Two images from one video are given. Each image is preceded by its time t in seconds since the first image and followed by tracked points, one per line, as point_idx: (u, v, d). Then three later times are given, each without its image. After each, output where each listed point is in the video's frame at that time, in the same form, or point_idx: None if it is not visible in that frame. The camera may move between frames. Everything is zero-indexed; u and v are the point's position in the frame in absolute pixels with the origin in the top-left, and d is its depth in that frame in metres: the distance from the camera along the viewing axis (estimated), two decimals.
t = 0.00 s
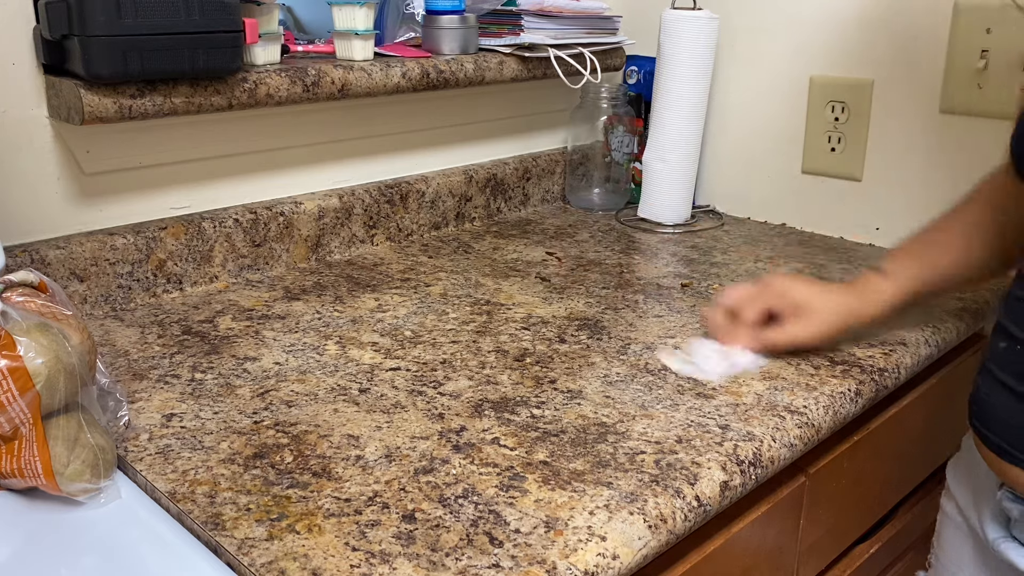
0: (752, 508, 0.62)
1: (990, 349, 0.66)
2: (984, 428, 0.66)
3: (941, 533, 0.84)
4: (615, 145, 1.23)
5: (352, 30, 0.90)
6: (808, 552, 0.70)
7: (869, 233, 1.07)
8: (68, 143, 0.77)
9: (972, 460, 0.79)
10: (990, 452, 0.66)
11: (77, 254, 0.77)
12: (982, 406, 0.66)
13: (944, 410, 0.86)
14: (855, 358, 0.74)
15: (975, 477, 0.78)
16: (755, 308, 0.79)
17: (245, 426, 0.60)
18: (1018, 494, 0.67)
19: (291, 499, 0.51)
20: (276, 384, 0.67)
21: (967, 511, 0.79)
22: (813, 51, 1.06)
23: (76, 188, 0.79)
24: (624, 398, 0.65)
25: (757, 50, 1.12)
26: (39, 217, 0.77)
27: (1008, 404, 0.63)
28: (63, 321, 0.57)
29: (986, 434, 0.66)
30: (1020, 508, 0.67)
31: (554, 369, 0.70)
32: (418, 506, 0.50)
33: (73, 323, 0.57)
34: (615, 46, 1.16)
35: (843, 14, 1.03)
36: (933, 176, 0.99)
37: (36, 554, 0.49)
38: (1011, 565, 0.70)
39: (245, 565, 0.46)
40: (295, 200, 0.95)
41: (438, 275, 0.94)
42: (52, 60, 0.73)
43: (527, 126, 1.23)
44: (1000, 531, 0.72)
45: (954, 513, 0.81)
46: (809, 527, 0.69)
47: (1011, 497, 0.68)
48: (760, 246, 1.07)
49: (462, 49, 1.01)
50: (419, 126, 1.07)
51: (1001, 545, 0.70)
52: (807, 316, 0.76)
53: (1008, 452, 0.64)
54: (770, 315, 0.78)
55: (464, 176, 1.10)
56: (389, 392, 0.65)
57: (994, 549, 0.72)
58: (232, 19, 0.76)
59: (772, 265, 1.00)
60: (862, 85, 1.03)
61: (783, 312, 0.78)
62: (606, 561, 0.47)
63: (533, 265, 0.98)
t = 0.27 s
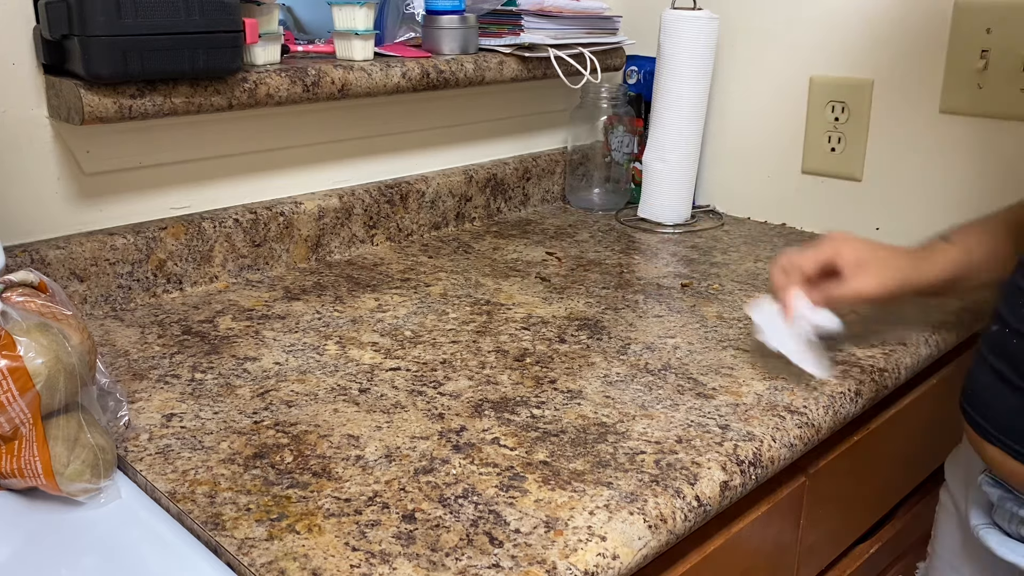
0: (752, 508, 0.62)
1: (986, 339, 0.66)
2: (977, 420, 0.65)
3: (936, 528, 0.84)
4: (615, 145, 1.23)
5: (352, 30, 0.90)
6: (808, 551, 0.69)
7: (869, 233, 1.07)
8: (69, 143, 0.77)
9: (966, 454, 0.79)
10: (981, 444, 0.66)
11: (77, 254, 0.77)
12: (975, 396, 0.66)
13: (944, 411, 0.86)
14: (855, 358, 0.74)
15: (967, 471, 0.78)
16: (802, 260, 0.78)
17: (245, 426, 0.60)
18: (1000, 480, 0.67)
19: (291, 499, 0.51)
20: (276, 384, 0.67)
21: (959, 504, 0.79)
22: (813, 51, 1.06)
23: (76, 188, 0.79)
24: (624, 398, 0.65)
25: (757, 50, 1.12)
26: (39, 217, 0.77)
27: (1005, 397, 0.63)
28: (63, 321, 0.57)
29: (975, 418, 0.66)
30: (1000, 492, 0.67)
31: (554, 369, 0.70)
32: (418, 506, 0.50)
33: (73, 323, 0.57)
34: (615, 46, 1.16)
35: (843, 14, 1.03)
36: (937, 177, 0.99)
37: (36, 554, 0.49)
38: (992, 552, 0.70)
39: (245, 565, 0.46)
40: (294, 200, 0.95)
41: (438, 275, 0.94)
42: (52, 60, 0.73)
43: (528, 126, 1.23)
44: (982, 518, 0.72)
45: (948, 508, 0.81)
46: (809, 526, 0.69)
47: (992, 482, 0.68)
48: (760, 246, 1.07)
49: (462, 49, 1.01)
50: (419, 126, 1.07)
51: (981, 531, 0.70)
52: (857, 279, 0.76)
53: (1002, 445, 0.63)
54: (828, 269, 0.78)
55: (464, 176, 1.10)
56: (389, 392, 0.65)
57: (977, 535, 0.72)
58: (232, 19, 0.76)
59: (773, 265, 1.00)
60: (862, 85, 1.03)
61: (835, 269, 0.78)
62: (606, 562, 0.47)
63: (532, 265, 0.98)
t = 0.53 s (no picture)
0: (752, 508, 0.62)
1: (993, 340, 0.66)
2: (986, 422, 0.65)
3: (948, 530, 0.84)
4: (615, 145, 1.23)
5: (352, 30, 0.90)
6: (808, 551, 0.69)
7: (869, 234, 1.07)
8: (69, 143, 0.77)
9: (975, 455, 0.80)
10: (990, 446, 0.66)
11: (77, 254, 0.77)
12: (982, 398, 0.66)
13: (944, 411, 0.86)
14: (855, 358, 0.74)
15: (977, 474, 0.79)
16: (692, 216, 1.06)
17: (245, 426, 0.60)
18: (1008, 483, 0.67)
19: (291, 499, 0.51)
20: (276, 384, 0.67)
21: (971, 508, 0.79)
22: (813, 51, 1.06)
23: (76, 188, 0.79)
24: (624, 398, 0.65)
25: (757, 50, 1.12)
26: (40, 216, 0.77)
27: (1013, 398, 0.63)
28: (63, 321, 0.57)
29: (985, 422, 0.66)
30: (1009, 496, 0.68)
31: (554, 369, 0.70)
32: (418, 506, 0.50)
33: (73, 323, 0.57)
34: (615, 46, 1.16)
35: (843, 14, 1.03)
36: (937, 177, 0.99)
37: (36, 554, 0.49)
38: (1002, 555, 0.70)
39: (245, 565, 0.46)
40: (294, 200, 0.95)
41: (438, 275, 0.94)
42: (52, 60, 0.73)
43: (527, 126, 1.23)
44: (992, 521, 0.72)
45: (960, 511, 0.81)
46: (809, 527, 0.69)
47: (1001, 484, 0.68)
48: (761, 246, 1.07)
49: (462, 49, 1.01)
50: (419, 125, 1.07)
51: (992, 534, 0.70)
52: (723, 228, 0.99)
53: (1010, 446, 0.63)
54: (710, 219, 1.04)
55: (464, 176, 1.10)
56: (390, 392, 0.65)
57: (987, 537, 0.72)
58: (232, 19, 0.76)
59: (773, 265, 1.00)
60: (862, 85, 1.03)
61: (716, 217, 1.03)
62: (606, 561, 0.47)
63: (532, 265, 0.98)
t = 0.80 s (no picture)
0: (752, 508, 0.62)
1: (988, 341, 0.66)
2: (984, 422, 0.65)
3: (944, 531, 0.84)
4: (615, 145, 1.23)
5: (352, 30, 0.90)
6: (808, 551, 0.69)
7: (869, 234, 1.07)
8: (69, 143, 0.77)
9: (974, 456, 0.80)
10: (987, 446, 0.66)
11: (77, 254, 0.77)
12: (979, 398, 0.66)
13: (944, 411, 0.86)
14: (855, 358, 0.74)
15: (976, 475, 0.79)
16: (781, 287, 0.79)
17: (245, 426, 0.60)
18: (1006, 484, 0.67)
19: (291, 499, 0.51)
20: (276, 384, 0.67)
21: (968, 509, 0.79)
22: (813, 51, 1.06)
23: (76, 188, 0.79)
24: (624, 398, 0.65)
25: (757, 50, 1.12)
26: (40, 217, 0.77)
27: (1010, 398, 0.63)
28: (63, 320, 0.57)
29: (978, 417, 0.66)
30: (1006, 498, 0.68)
31: (554, 369, 0.70)
32: (418, 506, 0.50)
33: (73, 323, 0.57)
34: (615, 46, 1.16)
35: (843, 14, 1.03)
36: (937, 177, 0.99)
37: (37, 554, 0.49)
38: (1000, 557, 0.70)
39: (245, 565, 0.46)
40: (294, 200, 0.95)
41: (438, 275, 0.94)
42: (52, 60, 0.73)
43: (527, 126, 1.23)
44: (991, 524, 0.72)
45: (957, 512, 0.81)
46: (809, 526, 0.69)
47: (999, 487, 0.68)
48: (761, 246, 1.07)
49: (462, 49, 1.01)
50: (419, 125, 1.07)
51: (990, 537, 0.71)
52: (841, 302, 0.76)
53: (1009, 446, 0.63)
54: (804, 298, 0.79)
55: (464, 176, 1.10)
56: (390, 392, 0.65)
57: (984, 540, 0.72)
58: (232, 19, 0.76)
59: (773, 265, 1.00)
60: (862, 85, 1.03)
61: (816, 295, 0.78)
62: (606, 561, 0.47)
63: (533, 265, 0.98)
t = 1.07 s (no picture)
0: (752, 508, 0.62)
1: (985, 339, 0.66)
2: (978, 418, 0.65)
3: (937, 529, 0.84)
4: (615, 145, 1.23)
5: (352, 30, 0.90)
6: (808, 551, 0.69)
7: (869, 234, 1.07)
8: (68, 143, 0.77)
9: (968, 454, 0.80)
10: (981, 442, 0.66)
11: (77, 254, 0.77)
12: (975, 396, 0.66)
13: (944, 411, 0.86)
14: (855, 358, 0.74)
15: (968, 471, 0.78)
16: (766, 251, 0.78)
17: (245, 426, 0.60)
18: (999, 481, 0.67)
19: (291, 499, 0.51)
20: (276, 384, 0.67)
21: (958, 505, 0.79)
22: (813, 52, 1.06)
23: (76, 188, 0.79)
24: (624, 397, 0.65)
25: (757, 50, 1.12)
26: (40, 217, 0.77)
27: (1005, 394, 0.63)
28: (63, 320, 0.57)
29: (973, 415, 0.66)
30: (998, 493, 0.67)
31: (554, 369, 0.70)
32: (418, 506, 0.50)
33: (73, 323, 0.57)
34: (615, 46, 1.16)
35: (843, 14, 1.03)
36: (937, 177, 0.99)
37: (36, 554, 0.49)
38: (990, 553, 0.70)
39: (245, 565, 0.46)
40: (295, 200, 0.95)
41: (438, 275, 0.94)
42: (52, 60, 0.73)
43: (528, 126, 1.23)
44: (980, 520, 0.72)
45: (948, 509, 0.81)
46: (809, 526, 0.69)
47: (991, 482, 0.68)
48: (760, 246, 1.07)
49: (462, 49, 1.01)
50: (419, 125, 1.07)
51: (979, 532, 0.70)
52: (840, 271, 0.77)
53: (1003, 443, 0.63)
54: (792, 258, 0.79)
55: (464, 176, 1.10)
56: (389, 392, 0.65)
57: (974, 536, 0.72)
58: (232, 19, 0.76)
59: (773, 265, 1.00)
60: (862, 85, 1.03)
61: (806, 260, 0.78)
62: (606, 561, 0.47)
63: (533, 265, 0.98)
